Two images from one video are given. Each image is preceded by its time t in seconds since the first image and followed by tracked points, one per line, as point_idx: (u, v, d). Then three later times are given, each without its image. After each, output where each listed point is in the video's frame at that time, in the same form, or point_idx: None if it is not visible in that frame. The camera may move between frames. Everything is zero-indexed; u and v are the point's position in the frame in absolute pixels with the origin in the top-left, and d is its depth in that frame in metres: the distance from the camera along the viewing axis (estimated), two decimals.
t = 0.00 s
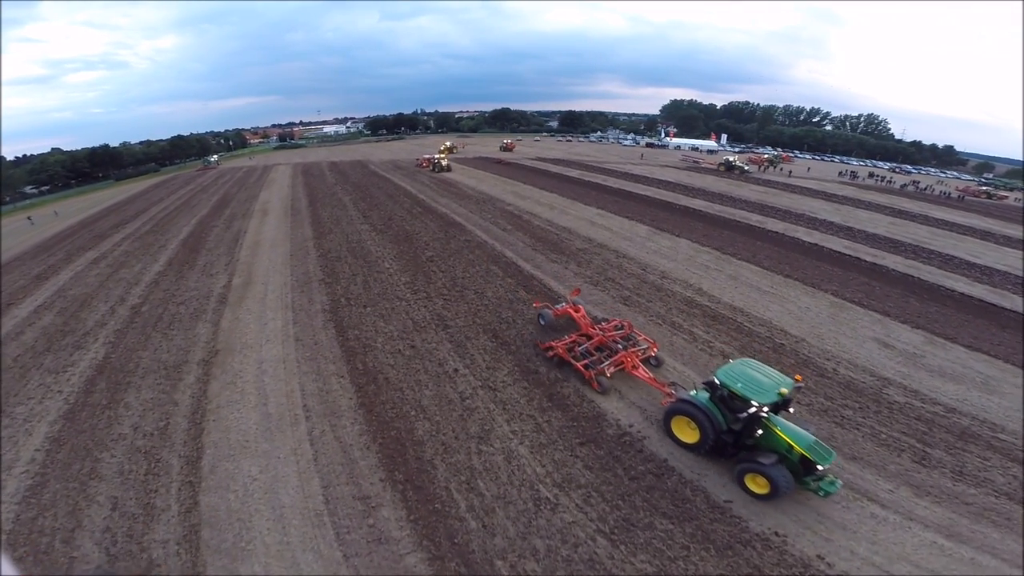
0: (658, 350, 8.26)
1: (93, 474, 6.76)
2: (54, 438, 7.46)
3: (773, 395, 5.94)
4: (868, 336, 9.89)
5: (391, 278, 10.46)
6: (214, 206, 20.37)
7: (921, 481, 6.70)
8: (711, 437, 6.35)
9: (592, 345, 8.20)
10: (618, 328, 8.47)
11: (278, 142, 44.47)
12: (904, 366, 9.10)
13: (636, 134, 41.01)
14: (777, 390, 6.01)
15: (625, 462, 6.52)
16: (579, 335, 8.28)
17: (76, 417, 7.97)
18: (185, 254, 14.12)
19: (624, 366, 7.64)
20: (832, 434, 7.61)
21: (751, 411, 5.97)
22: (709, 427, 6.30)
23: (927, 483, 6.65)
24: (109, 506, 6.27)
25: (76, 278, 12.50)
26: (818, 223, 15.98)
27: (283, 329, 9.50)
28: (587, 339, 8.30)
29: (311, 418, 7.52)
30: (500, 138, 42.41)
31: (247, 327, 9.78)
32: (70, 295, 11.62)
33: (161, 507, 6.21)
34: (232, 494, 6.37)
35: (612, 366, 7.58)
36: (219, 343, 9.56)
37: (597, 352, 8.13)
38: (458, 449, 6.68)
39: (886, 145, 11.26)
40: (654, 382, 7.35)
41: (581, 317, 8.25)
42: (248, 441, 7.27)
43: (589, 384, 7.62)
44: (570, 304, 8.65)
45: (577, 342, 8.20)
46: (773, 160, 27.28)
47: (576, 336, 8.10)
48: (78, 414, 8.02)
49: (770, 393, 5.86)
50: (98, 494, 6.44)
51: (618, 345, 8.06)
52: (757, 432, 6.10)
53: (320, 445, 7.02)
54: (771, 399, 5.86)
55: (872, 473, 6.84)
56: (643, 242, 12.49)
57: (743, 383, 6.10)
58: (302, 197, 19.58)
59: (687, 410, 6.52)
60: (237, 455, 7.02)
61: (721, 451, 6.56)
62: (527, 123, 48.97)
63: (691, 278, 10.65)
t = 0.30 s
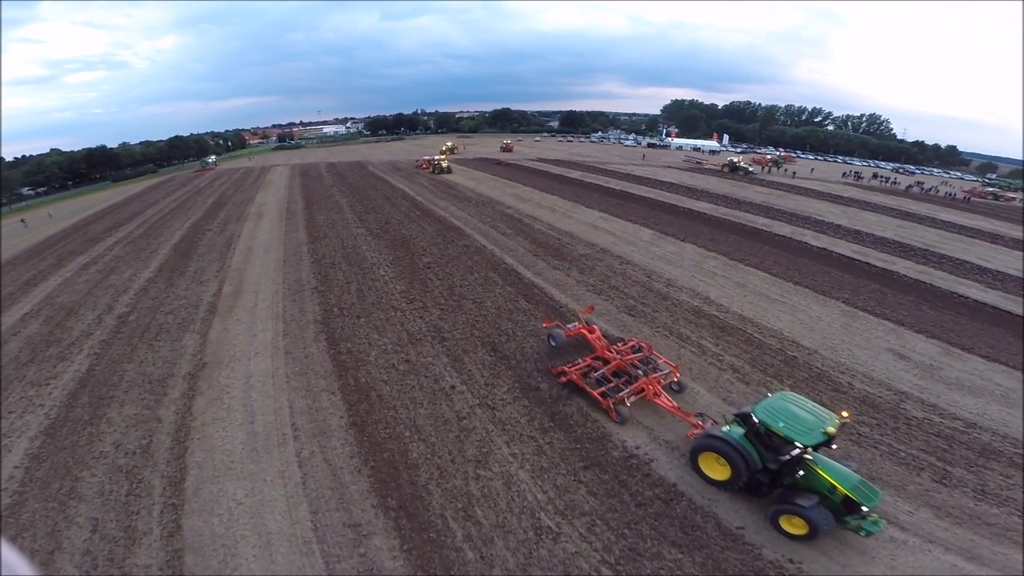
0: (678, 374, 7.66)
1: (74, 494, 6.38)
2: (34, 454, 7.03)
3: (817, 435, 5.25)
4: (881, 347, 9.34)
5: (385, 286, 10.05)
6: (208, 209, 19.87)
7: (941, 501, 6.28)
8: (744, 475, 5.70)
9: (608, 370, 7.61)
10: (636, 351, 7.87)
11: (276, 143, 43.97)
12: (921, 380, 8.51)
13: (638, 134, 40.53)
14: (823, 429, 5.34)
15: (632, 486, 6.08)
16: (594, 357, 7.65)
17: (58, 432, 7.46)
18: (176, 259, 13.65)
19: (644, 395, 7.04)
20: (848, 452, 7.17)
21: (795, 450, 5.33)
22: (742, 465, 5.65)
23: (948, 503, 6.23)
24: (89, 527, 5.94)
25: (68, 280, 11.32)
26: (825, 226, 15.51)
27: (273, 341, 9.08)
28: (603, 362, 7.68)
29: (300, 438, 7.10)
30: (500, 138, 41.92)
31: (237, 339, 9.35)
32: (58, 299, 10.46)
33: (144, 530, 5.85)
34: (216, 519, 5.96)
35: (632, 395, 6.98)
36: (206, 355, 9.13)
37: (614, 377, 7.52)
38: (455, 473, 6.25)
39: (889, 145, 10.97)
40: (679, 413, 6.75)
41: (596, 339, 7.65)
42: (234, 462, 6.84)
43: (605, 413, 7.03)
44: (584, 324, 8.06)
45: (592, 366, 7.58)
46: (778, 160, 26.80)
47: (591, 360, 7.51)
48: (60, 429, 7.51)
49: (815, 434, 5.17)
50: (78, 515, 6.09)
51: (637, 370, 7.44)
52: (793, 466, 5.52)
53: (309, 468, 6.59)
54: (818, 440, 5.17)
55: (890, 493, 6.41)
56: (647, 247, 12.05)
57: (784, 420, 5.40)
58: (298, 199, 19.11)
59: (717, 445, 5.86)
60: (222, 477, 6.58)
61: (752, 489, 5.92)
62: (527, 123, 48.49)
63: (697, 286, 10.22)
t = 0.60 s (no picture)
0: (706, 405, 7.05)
1: (53, 515, 6.00)
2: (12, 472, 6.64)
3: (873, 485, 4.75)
4: (901, 360, 8.93)
5: (380, 295, 9.66)
6: (204, 211, 19.40)
7: (964, 524, 5.89)
8: (783, 522, 5.11)
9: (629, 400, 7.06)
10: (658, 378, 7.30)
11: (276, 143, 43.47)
12: (940, 394, 8.10)
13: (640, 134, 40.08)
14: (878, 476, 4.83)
15: (639, 515, 5.63)
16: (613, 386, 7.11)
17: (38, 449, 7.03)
18: (168, 264, 13.20)
19: (670, 430, 6.49)
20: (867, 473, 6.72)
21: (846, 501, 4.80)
22: (784, 514, 5.06)
23: (971, 527, 5.84)
24: (69, 551, 5.58)
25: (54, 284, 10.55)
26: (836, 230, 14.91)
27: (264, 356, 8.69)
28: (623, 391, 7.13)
29: (288, 461, 6.67)
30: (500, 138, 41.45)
31: (227, 353, 8.94)
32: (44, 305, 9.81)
33: (125, 556, 5.48)
34: (199, 545, 5.57)
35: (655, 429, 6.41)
36: (194, 370, 8.73)
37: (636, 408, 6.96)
38: (451, 501, 5.83)
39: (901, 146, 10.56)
40: (706, 448, 6.16)
41: (615, 366, 7.08)
42: (219, 485, 6.39)
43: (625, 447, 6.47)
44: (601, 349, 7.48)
45: (611, 396, 7.04)
46: (783, 160, 26.33)
47: (610, 391, 6.96)
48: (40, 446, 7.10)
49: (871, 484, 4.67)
50: (58, 538, 5.73)
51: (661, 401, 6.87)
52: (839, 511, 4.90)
53: (297, 494, 6.15)
54: (874, 489, 4.66)
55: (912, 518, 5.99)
56: (654, 252, 11.60)
57: (835, 468, 4.90)
58: (294, 201, 18.66)
59: (749, 491, 5.26)
60: (206, 501, 6.16)
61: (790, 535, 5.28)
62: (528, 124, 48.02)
63: (706, 295, 9.79)
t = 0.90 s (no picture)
0: (734, 441, 6.52)
1: (32, 536, 5.66)
2: None
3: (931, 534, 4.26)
4: (919, 374, 8.42)
5: (374, 305, 9.30)
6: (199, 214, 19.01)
7: (986, 549, 5.56)
8: (823, 570, 4.71)
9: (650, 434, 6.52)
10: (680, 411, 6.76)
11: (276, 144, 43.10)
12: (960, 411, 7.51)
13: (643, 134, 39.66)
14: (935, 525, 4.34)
15: (646, 548, 5.22)
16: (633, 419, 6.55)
17: (17, 468, 6.67)
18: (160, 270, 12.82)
19: (697, 469, 5.95)
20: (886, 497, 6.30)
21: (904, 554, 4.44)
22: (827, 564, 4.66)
23: (993, 552, 5.51)
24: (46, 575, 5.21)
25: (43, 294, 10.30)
26: (846, 233, 14.07)
27: (253, 371, 8.33)
28: (643, 425, 6.57)
29: (275, 484, 6.28)
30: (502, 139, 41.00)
31: (216, 368, 8.57)
32: (32, 316, 9.64)
33: None
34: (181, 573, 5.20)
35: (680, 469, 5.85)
36: (180, 386, 8.34)
37: (657, 444, 6.40)
38: (446, 531, 5.43)
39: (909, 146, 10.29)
40: (738, 489, 5.61)
41: (635, 398, 6.55)
42: (203, 509, 6.01)
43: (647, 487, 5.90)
44: (619, 378, 6.95)
45: (630, 430, 6.48)
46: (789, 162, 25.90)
47: (630, 425, 6.42)
48: (20, 465, 6.72)
49: (927, 535, 4.19)
50: (37, 560, 5.37)
51: (685, 437, 6.31)
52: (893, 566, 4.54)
53: (284, 520, 5.76)
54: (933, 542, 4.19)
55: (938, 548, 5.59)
56: (660, 257, 11.18)
57: (886, 519, 4.41)
58: (290, 202, 18.24)
59: (783, 537, 4.82)
60: (189, 525, 5.78)
61: None
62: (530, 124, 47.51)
63: (714, 305, 9.41)
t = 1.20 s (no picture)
0: (767, 483, 5.97)
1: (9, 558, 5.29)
2: None
3: None
4: (936, 390, 7.85)
5: (368, 317, 8.92)
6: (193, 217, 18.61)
7: None
8: None
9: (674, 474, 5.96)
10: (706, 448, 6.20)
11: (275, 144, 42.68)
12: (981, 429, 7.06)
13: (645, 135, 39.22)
14: None
15: None
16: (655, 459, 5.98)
17: None
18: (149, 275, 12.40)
19: (727, 513, 5.40)
20: (906, 523, 5.90)
21: None
22: None
23: None
24: None
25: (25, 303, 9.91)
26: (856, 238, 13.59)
27: (240, 388, 7.94)
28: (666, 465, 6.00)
29: (260, 509, 5.88)
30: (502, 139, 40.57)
31: (202, 384, 8.15)
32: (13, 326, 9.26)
33: None
34: None
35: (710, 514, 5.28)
36: (165, 402, 7.89)
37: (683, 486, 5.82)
38: (440, 565, 5.02)
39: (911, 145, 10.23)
40: (772, 534, 5.07)
41: (658, 436, 6.03)
42: (185, 534, 5.62)
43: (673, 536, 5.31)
44: (640, 414, 6.43)
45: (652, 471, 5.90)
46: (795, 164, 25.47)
47: (652, 465, 5.85)
48: None
49: None
50: None
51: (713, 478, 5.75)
52: None
53: (269, 549, 5.37)
54: None
55: None
56: (666, 265, 10.76)
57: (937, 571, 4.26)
58: (286, 204, 17.83)
59: None
60: (169, 553, 5.39)
61: None
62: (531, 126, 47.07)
63: (723, 317, 9.02)
